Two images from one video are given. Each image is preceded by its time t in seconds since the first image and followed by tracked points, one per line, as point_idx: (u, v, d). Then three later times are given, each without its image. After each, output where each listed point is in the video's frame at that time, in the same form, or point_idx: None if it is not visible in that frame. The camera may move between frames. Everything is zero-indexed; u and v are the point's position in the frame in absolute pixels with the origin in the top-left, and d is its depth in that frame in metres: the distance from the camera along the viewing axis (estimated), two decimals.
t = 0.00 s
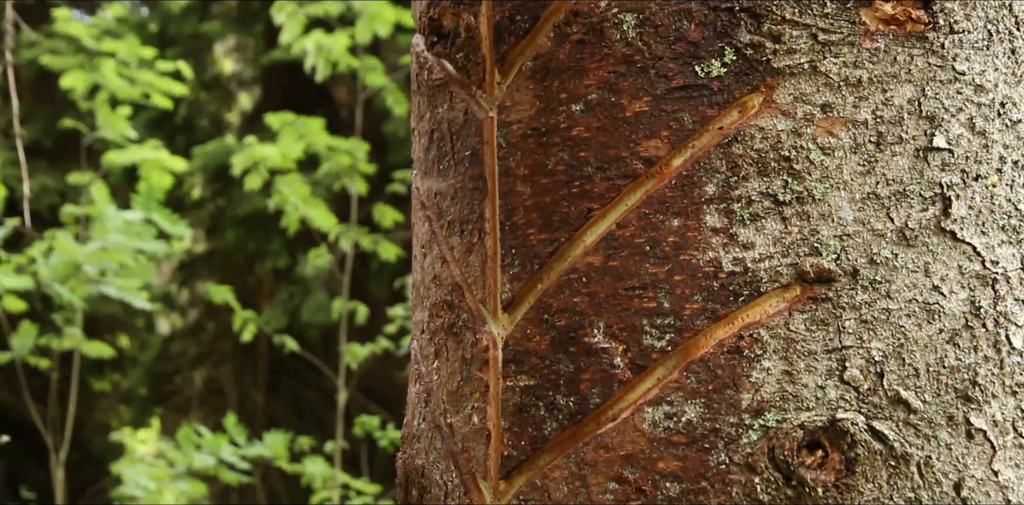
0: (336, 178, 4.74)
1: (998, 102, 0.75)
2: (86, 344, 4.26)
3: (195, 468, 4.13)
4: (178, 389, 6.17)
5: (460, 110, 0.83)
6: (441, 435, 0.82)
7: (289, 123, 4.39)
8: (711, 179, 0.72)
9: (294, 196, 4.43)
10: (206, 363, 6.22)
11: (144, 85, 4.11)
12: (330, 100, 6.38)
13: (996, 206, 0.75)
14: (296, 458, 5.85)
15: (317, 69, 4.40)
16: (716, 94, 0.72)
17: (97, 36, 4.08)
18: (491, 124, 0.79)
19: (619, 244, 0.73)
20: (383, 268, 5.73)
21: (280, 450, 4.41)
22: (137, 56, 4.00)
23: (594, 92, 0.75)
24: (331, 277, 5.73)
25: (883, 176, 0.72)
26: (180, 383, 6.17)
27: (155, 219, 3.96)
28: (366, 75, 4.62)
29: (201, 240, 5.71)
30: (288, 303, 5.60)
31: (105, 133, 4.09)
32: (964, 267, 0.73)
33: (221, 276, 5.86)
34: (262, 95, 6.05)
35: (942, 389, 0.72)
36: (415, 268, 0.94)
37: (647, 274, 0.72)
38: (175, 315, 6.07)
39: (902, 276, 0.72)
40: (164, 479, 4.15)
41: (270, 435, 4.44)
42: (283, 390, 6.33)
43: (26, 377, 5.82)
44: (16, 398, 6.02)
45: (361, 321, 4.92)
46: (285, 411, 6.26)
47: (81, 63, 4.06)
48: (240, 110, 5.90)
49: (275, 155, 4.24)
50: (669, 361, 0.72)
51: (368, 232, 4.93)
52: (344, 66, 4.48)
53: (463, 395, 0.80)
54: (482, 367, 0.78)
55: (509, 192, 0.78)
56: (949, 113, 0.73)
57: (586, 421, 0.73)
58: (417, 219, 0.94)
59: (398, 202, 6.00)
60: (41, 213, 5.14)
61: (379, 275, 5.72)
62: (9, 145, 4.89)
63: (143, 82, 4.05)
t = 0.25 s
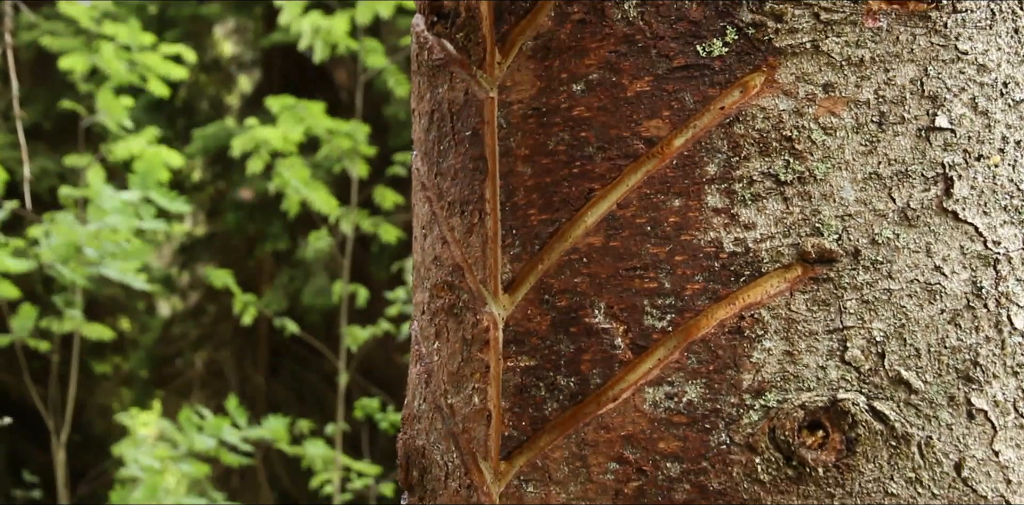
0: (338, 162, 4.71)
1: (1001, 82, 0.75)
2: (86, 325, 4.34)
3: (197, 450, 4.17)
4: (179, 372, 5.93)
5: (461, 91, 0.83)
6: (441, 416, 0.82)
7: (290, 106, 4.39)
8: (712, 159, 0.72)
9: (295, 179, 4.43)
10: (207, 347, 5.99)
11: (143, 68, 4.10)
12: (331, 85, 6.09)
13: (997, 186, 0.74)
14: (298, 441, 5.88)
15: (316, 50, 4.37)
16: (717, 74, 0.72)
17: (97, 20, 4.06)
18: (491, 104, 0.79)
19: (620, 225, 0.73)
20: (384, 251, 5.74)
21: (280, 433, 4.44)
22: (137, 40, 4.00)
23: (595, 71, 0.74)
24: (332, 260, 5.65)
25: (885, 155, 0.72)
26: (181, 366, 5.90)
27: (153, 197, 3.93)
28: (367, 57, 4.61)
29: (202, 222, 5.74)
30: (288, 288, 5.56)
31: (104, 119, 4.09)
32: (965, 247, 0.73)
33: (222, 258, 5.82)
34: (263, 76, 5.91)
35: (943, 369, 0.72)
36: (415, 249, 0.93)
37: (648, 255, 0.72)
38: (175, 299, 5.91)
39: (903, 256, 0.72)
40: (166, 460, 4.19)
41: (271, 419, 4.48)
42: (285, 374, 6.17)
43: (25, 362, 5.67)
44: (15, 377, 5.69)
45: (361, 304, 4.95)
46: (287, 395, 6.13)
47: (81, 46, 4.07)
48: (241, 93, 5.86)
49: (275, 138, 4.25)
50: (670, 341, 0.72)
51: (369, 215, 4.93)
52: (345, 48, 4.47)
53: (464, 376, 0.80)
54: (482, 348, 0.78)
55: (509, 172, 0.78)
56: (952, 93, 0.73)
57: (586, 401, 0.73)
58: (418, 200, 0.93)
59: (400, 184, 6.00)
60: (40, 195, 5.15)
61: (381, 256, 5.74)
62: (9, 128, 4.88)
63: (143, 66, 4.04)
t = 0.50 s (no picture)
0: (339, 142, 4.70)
1: (1004, 59, 0.75)
2: (86, 306, 4.34)
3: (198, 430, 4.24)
4: (180, 351, 6.28)
5: (461, 68, 0.83)
6: (442, 395, 0.82)
7: (290, 87, 4.33)
8: (713, 136, 0.72)
9: (294, 161, 4.42)
10: (207, 325, 6.40)
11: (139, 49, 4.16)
12: (331, 64, 6.33)
13: (1000, 163, 0.74)
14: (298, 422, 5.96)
15: (315, 31, 4.32)
16: (719, 50, 0.72)
17: None
18: (492, 81, 0.79)
19: (620, 202, 0.72)
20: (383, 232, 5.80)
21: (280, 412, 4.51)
22: (130, 19, 3.96)
23: (595, 48, 0.74)
24: (332, 240, 5.83)
25: (887, 132, 0.72)
26: (182, 345, 6.29)
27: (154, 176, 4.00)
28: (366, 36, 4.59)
29: (203, 203, 6.10)
30: (288, 268, 5.79)
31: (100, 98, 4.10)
32: (968, 225, 0.73)
33: (222, 239, 6.20)
34: (262, 58, 6.08)
35: (945, 347, 0.72)
36: (415, 227, 0.93)
37: (648, 233, 0.72)
38: (177, 278, 6.27)
39: (906, 233, 0.72)
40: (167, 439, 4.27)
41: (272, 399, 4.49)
42: (286, 354, 6.72)
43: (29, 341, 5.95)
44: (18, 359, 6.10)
45: (361, 284, 4.95)
46: (286, 372, 6.69)
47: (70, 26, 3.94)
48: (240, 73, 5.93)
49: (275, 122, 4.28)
50: (671, 318, 0.72)
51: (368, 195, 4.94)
52: (343, 28, 4.46)
53: (464, 353, 0.80)
54: (482, 325, 0.78)
55: (510, 150, 0.78)
56: (955, 69, 0.73)
57: (586, 379, 0.73)
58: (418, 178, 0.93)
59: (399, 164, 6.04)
60: (41, 175, 5.27)
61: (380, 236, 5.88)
62: (8, 108, 4.91)
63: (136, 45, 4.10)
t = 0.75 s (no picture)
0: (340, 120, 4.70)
1: (1007, 34, 0.75)
2: (88, 285, 4.25)
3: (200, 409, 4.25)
4: (181, 330, 6.44)
5: (461, 43, 0.83)
6: (443, 371, 0.82)
7: (290, 65, 4.32)
8: (715, 111, 0.71)
9: (298, 138, 4.42)
10: (208, 305, 6.53)
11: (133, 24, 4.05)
12: (330, 42, 6.38)
13: (1003, 139, 0.74)
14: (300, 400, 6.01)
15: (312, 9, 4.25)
16: (720, 26, 0.72)
17: None
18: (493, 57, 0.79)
19: (622, 178, 0.72)
20: (384, 211, 5.81)
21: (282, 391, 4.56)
22: None
23: (597, 23, 0.74)
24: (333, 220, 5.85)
25: (889, 107, 0.72)
26: (183, 324, 6.44)
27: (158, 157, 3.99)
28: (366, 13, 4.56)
29: (203, 182, 6.02)
30: (288, 248, 5.82)
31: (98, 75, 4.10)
32: (970, 201, 0.73)
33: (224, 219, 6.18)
34: (262, 37, 6.08)
35: (947, 322, 0.72)
36: (415, 204, 0.93)
37: (649, 209, 0.72)
38: (178, 258, 6.34)
39: (908, 209, 0.72)
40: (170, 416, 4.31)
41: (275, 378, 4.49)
42: (287, 332, 6.76)
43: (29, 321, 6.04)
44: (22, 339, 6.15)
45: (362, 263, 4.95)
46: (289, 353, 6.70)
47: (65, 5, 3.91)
48: (240, 51, 5.89)
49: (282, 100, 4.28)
50: (672, 295, 0.72)
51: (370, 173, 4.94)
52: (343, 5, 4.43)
53: (465, 330, 0.80)
54: (483, 302, 0.78)
55: (510, 126, 0.77)
56: (958, 45, 0.73)
57: (588, 356, 0.72)
58: (418, 155, 0.94)
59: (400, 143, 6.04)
60: (41, 154, 5.28)
61: (382, 215, 5.84)
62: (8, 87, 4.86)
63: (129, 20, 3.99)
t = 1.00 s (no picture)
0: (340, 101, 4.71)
1: (1011, 10, 0.74)
2: (89, 265, 4.38)
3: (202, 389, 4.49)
4: (183, 310, 6.82)
5: (462, 21, 0.82)
6: (444, 349, 0.82)
7: (291, 45, 4.36)
8: (717, 88, 0.71)
9: (303, 116, 4.47)
10: (209, 286, 6.87)
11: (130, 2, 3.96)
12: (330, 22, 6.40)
13: (1006, 116, 0.74)
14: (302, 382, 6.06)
15: None
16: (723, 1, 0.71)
17: None
18: (494, 34, 0.79)
19: (622, 155, 0.72)
20: (385, 192, 5.85)
21: (283, 371, 4.62)
22: None
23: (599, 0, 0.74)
24: (333, 202, 5.87)
25: (892, 84, 0.71)
26: (184, 304, 6.80)
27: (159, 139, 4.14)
28: None
29: (204, 162, 6.12)
30: (289, 228, 5.81)
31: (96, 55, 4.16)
32: (973, 178, 0.72)
33: (224, 200, 6.38)
34: (262, 17, 6.08)
35: (949, 300, 0.71)
36: (415, 182, 0.93)
37: (650, 187, 0.72)
38: (179, 239, 6.57)
39: (911, 186, 0.71)
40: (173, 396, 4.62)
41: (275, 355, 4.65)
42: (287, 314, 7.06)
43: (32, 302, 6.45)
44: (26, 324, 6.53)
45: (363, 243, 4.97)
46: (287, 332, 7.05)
47: None
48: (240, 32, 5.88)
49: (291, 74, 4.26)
50: (673, 273, 0.71)
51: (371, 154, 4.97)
52: None
53: (465, 308, 0.80)
54: (484, 280, 0.77)
55: (511, 103, 0.77)
56: (962, 21, 0.72)
57: (589, 333, 0.72)
58: (418, 132, 0.94)
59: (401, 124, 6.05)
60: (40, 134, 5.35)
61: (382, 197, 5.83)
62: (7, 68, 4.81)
63: None
